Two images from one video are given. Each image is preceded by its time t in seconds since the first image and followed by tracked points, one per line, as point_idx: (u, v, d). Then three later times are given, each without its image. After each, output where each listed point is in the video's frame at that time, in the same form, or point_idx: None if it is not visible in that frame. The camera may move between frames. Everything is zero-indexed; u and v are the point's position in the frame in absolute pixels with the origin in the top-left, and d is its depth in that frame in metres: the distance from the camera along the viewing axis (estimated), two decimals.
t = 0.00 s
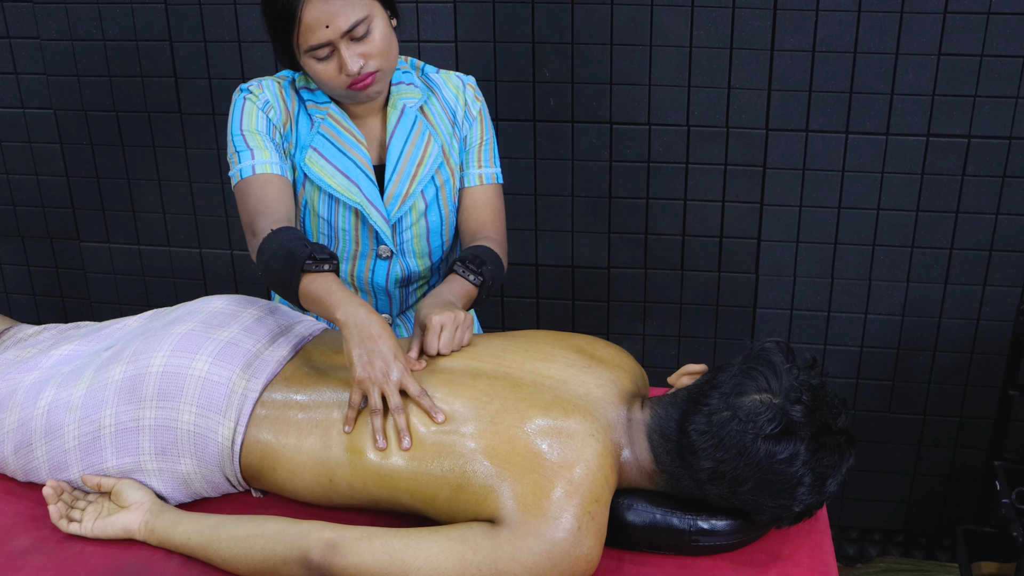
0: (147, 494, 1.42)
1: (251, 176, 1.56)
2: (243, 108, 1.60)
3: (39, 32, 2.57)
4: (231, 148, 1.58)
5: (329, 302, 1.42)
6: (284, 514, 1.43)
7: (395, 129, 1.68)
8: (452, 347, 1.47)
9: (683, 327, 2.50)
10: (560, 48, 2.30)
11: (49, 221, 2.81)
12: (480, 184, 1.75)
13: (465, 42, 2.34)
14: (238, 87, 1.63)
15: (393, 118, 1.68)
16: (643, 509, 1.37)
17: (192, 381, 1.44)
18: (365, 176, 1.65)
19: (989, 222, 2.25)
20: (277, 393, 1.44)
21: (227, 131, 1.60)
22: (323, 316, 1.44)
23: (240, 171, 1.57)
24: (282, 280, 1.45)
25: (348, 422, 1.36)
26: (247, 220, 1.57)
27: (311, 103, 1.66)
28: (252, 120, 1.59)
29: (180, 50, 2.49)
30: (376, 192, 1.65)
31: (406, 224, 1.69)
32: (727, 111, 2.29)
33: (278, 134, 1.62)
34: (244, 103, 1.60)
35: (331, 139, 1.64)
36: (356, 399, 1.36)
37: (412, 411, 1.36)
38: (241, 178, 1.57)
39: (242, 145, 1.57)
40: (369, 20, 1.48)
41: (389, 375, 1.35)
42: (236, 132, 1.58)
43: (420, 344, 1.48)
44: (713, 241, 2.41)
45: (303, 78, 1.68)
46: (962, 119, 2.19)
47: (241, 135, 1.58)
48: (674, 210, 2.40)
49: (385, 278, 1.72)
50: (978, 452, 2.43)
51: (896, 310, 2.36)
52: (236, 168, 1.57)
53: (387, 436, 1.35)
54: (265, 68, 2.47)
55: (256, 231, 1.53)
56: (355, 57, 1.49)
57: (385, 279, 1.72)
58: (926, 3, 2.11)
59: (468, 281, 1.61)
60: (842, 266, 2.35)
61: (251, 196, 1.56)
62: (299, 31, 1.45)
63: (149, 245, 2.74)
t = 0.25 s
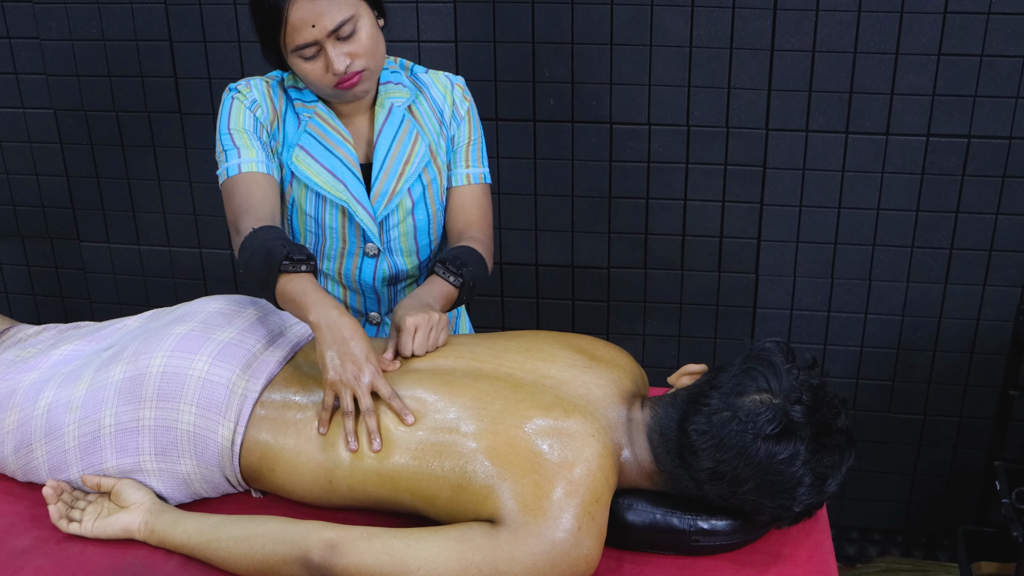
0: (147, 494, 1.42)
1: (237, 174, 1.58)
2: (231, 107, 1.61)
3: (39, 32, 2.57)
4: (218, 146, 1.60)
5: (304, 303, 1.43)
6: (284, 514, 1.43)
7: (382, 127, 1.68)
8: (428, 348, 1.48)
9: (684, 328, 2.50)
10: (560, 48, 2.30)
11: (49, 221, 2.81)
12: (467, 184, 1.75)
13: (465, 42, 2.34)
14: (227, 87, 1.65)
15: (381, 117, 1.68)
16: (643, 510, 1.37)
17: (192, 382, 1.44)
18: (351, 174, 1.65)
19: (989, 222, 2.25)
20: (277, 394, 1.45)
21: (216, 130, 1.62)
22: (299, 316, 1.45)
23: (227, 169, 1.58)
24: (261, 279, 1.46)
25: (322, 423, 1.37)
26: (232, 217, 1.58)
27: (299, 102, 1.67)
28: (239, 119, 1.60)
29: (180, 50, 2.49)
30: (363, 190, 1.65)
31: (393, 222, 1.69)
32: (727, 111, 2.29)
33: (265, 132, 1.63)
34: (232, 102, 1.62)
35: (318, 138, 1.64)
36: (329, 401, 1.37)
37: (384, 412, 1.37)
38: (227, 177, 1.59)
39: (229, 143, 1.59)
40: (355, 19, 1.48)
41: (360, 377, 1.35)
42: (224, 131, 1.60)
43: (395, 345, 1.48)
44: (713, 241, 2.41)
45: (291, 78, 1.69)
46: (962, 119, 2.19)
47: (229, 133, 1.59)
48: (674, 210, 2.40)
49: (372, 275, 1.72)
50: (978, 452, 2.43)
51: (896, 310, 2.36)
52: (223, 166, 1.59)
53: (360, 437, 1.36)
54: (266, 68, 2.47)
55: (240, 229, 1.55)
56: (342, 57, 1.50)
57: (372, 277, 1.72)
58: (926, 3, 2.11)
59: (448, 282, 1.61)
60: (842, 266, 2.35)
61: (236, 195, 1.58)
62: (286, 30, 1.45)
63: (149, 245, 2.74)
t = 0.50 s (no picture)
0: (147, 494, 1.42)
1: (226, 172, 1.58)
2: (223, 105, 1.62)
3: (39, 32, 2.57)
4: (209, 144, 1.60)
5: (284, 302, 1.44)
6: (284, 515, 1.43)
7: (372, 128, 1.68)
8: (406, 350, 1.49)
9: (683, 328, 2.50)
10: (560, 48, 2.30)
11: (49, 221, 2.81)
12: (458, 186, 1.75)
13: (465, 42, 2.34)
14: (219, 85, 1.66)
15: (371, 117, 1.68)
16: (643, 509, 1.37)
17: (192, 382, 1.44)
18: (341, 173, 1.66)
19: (989, 222, 2.25)
20: (277, 394, 1.45)
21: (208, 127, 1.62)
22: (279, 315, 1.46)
23: (216, 167, 1.59)
24: (243, 276, 1.47)
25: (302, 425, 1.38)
26: (219, 213, 1.59)
27: (291, 101, 1.68)
28: (231, 117, 1.60)
29: (180, 50, 2.49)
30: (352, 189, 1.66)
31: (382, 221, 1.70)
32: (727, 111, 2.29)
33: (256, 130, 1.63)
34: (223, 100, 1.62)
35: (309, 137, 1.65)
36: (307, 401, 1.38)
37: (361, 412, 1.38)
38: (217, 174, 1.59)
39: (220, 141, 1.59)
40: (346, 18, 1.49)
41: (336, 378, 1.36)
42: (215, 128, 1.60)
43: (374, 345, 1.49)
44: (713, 240, 2.41)
45: (285, 78, 1.70)
46: (962, 119, 2.19)
47: (220, 131, 1.59)
48: (674, 210, 2.40)
49: (361, 274, 1.72)
50: (978, 452, 2.43)
51: (896, 310, 2.36)
52: (213, 164, 1.59)
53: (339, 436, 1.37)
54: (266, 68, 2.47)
55: (225, 226, 1.55)
56: (332, 55, 1.50)
57: (362, 276, 1.72)
58: (926, 3, 2.11)
59: (431, 284, 1.59)
60: (842, 266, 2.35)
61: (225, 192, 1.58)
62: (277, 28, 1.46)
63: (149, 245, 2.74)
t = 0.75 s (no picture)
0: (147, 494, 1.42)
1: (215, 168, 1.58)
2: (216, 102, 1.62)
3: (39, 32, 2.57)
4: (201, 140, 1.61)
5: (262, 298, 1.45)
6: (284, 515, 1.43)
7: (365, 127, 1.68)
8: (384, 349, 1.50)
9: (683, 327, 2.50)
10: (560, 48, 2.30)
11: (49, 221, 2.81)
12: (451, 188, 1.75)
13: (465, 42, 2.34)
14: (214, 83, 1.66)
15: (364, 116, 1.69)
16: (643, 509, 1.37)
17: (192, 382, 1.44)
18: (332, 170, 1.66)
19: (989, 222, 2.25)
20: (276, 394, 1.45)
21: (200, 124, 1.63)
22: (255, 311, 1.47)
23: (205, 163, 1.59)
24: (223, 272, 1.48)
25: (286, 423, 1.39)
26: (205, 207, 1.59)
27: (284, 99, 1.68)
28: (223, 114, 1.61)
29: (180, 50, 2.49)
30: (343, 186, 1.66)
31: (373, 219, 1.70)
32: (727, 111, 2.29)
33: (248, 128, 1.64)
34: (217, 98, 1.63)
35: (301, 134, 1.66)
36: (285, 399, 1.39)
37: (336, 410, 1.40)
38: (205, 170, 1.59)
39: (211, 138, 1.59)
40: (338, 15, 1.49)
41: (312, 376, 1.38)
42: (207, 125, 1.60)
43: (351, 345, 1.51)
44: (713, 240, 2.41)
45: (279, 76, 1.70)
46: (962, 119, 2.19)
47: (212, 128, 1.60)
48: (674, 210, 2.40)
49: (351, 272, 1.72)
50: (978, 452, 2.43)
51: (896, 310, 2.36)
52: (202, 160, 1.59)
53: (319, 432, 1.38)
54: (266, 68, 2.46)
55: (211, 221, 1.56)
56: (324, 52, 1.50)
57: (352, 274, 1.72)
58: (926, 3, 2.11)
59: (417, 285, 1.60)
60: (842, 266, 2.35)
61: (213, 187, 1.58)
62: (269, 25, 1.47)
63: (149, 245, 2.74)
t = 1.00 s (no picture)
0: (147, 494, 1.42)
1: (208, 162, 1.60)
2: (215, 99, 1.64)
3: (39, 32, 2.57)
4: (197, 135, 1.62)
5: (249, 291, 1.46)
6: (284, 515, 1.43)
7: (362, 125, 1.69)
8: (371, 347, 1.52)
9: (683, 327, 2.50)
10: (560, 48, 2.30)
11: (49, 221, 2.81)
12: (446, 187, 1.75)
13: (465, 42, 2.34)
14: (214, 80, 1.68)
15: (361, 115, 1.69)
16: (643, 510, 1.37)
17: (192, 381, 1.44)
18: (328, 168, 1.66)
19: (989, 222, 2.25)
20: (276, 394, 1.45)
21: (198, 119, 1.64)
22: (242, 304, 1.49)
23: (200, 157, 1.60)
24: (211, 264, 1.49)
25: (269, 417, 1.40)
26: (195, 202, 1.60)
27: (281, 97, 1.68)
28: (220, 110, 1.62)
29: (180, 50, 2.49)
30: (340, 184, 1.67)
31: (370, 217, 1.70)
32: (727, 111, 2.29)
33: (244, 125, 1.65)
34: (216, 94, 1.64)
35: (299, 133, 1.66)
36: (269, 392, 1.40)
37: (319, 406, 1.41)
38: (199, 164, 1.61)
39: (207, 133, 1.61)
40: (334, 13, 1.50)
41: (297, 369, 1.39)
42: (204, 120, 1.62)
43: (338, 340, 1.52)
44: (713, 240, 2.41)
45: (277, 73, 1.70)
46: (962, 119, 2.19)
47: (209, 123, 1.61)
48: (674, 210, 2.40)
49: (348, 269, 1.72)
50: (978, 452, 2.43)
51: (896, 310, 2.36)
52: (197, 154, 1.61)
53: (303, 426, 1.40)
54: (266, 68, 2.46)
55: (199, 215, 1.57)
56: (320, 50, 1.50)
57: (349, 271, 1.72)
58: (926, 3, 2.11)
59: (407, 283, 1.60)
60: (842, 266, 2.35)
61: (204, 182, 1.60)
62: (266, 23, 1.47)
63: (149, 245, 2.74)
